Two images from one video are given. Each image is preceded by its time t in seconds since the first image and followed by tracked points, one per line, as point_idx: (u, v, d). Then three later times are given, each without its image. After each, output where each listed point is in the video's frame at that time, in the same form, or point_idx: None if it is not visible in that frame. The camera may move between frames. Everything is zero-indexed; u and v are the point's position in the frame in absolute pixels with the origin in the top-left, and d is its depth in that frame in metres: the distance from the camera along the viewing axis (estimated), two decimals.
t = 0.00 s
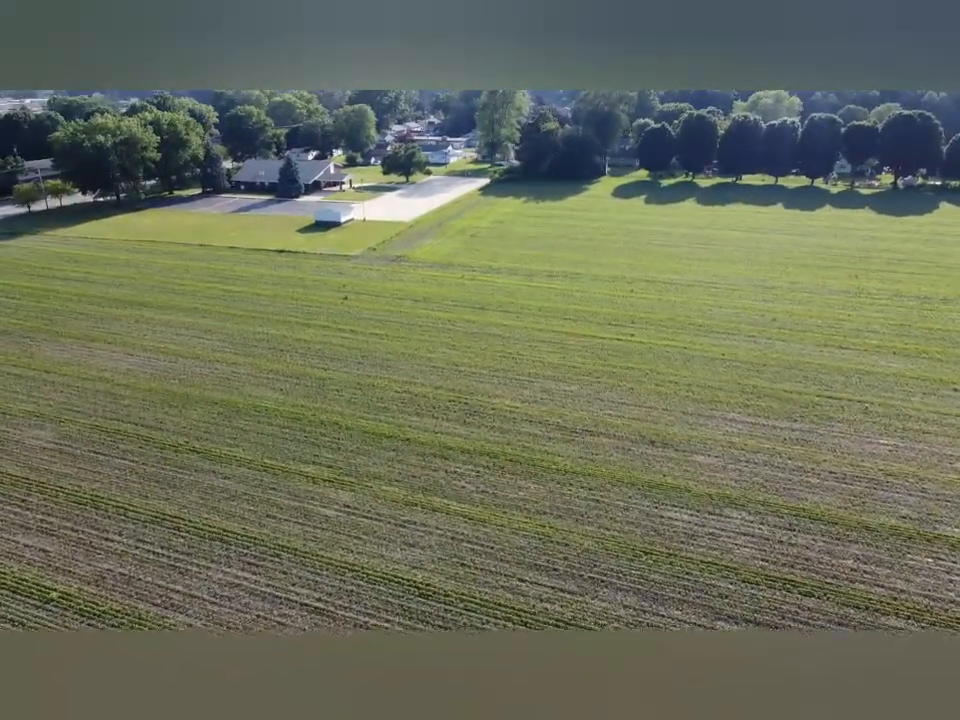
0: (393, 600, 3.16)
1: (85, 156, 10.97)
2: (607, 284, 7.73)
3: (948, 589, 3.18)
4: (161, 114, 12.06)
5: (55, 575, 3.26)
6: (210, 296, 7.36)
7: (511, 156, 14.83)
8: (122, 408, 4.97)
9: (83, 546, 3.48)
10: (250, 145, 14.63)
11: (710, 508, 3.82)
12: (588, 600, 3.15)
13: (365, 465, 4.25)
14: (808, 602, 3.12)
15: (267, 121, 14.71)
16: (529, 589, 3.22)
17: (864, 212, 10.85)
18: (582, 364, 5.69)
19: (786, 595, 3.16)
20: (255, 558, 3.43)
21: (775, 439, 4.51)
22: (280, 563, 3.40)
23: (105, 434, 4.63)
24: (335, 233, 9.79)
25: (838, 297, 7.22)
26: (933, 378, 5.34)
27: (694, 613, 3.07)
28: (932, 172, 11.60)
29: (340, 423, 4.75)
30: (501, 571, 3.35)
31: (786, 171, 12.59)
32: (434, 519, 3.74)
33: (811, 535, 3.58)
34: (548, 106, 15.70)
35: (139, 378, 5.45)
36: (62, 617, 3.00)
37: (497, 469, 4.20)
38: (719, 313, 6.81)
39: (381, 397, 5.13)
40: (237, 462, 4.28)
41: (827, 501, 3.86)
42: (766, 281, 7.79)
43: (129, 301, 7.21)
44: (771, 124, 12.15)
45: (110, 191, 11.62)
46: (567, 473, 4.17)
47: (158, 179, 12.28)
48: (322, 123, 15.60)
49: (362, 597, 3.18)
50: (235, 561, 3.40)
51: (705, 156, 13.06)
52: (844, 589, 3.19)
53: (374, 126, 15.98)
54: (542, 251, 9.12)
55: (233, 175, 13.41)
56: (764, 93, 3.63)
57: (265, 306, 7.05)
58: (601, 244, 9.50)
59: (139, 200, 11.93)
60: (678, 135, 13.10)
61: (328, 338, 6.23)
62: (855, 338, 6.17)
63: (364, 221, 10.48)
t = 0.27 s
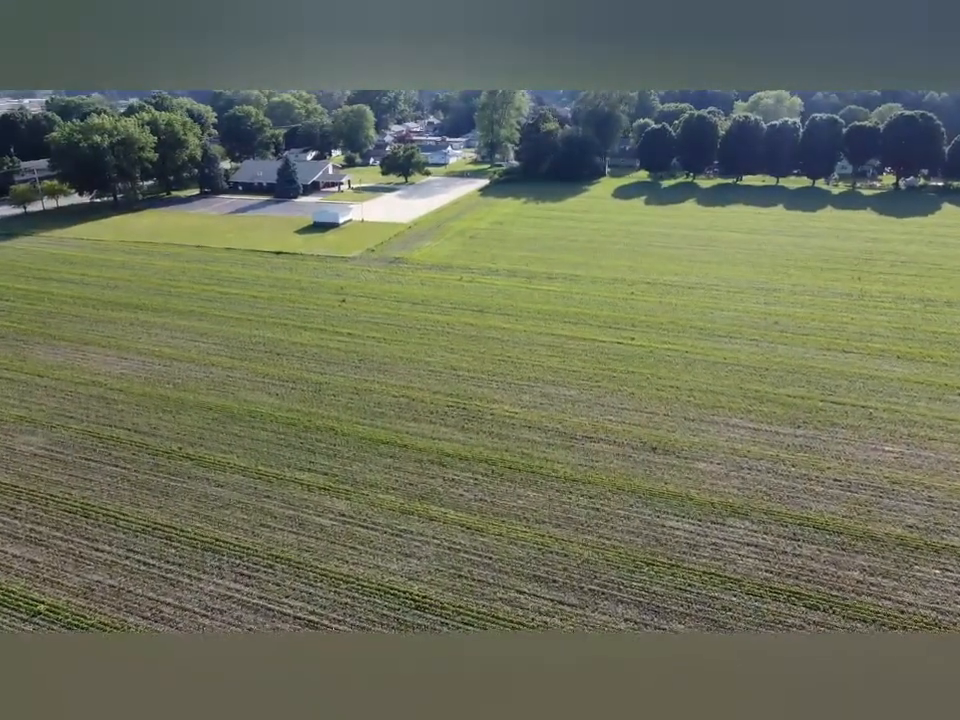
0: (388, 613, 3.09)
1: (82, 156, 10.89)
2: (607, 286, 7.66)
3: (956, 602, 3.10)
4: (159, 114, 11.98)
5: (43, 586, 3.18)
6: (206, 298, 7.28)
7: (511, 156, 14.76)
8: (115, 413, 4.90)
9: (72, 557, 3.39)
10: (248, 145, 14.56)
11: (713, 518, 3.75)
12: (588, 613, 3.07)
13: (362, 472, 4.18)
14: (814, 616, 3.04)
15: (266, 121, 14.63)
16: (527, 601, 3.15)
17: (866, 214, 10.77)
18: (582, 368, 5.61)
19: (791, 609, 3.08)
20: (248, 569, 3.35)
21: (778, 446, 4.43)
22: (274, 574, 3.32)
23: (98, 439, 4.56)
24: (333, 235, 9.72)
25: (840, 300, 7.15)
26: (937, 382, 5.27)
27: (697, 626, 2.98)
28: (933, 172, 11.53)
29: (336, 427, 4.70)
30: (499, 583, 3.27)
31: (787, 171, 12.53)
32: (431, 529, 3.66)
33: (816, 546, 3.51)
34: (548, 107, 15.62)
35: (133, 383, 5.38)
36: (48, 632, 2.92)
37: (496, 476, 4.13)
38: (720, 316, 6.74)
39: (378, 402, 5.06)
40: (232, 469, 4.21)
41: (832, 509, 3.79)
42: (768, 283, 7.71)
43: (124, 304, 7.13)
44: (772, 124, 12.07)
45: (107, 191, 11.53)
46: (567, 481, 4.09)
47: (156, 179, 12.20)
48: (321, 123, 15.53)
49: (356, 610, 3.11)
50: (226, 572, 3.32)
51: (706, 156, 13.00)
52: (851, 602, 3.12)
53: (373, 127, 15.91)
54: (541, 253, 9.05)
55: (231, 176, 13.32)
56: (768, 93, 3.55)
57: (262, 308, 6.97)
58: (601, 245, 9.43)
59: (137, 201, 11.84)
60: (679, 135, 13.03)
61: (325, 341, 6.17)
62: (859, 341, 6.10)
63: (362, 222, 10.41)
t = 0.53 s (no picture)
0: (384, 625, 3.03)
1: (78, 156, 10.80)
2: (608, 289, 7.58)
3: None
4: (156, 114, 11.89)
5: (32, 598, 3.12)
6: (203, 300, 7.20)
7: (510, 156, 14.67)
8: (108, 418, 4.83)
9: (61, 568, 3.32)
10: (246, 145, 14.48)
11: (717, 527, 3.67)
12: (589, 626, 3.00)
13: (358, 479, 4.10)
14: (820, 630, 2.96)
15: (264, 121, 14.55)
16: (526, 614, 3.07)
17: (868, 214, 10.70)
18: (582, 372, 5.54)
19: (797, 623, 3.00)
20: (241, 579, 3.28)
21: (782, 453, 4.35)
22: (267, 585, 3.25)
23: (90, 444, 4.49)
24: (332, 236, 9.64)
25: (844, 302, 7.07)
26: (942, 387, 5.19)
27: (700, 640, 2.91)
28: (935, 173, 11.46)
29: (332, 432, 4.63)
30: (498, 594, 3.20)
31: (788, 172, 12.45)
32: (428, 538, 3.58)
33: (821, 556, 3.43)
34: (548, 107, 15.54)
35: (127, 387, 5.30)
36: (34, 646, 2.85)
37: (494, 484, 4.05)
38: (722, 319, 6.67)
39: (376, 407, 4.98)
40: (226, 477, 4.14)
41: (837, 519, 3.71)
42: (770, 285, 7.64)
43: (119, 306, 7.05)
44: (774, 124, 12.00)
45: (104, 192, 11.47)
46: (567, 489, 4.02)
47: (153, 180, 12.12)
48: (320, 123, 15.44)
49: (351, 622, 3.03)
50: (219, 583, 3.24)
51: (707, 157, 12.92)
52: (858, 616, 3.04)
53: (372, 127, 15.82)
54: (541, 254, 8.97)
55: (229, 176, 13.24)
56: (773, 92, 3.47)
57: (259, 311, 6.89)
58: (602, 247, 9.36)
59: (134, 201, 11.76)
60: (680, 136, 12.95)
61: (322, 344, 6.09)
62: (862, 344, 6.02)
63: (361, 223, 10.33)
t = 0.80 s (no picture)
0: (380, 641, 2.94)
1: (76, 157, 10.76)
2: (609, 291, 7.51)
3: None
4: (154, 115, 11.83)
5: (17, 613, 3.03)
6: (200, 302, 7.15)
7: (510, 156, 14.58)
8: (101, 424, 4.75)
9: (50, 579, 3.25)
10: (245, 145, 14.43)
11: (720, 535, 3.60)
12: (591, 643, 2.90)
13: (355, 488, 4.02)
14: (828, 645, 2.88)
15: (263, 121, 14.49)
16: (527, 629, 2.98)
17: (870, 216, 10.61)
18: (583, 377, 5.46)
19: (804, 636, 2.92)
20: (235, 591, 3.20)
21: (786, 460, 4.28)
22: (261, 598, 3.17)
23: (83, 451, 4.41)
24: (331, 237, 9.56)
25: (847, 305, 6.99)
26: (949, 392, 5.11)
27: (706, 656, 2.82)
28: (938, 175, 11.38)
29: (330, 440, 4.55)
30: (497, 606, 3.12)
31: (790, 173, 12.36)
32: (427, 548, 3.51)
33: (828, 568, 3.35)
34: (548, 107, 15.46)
35: (121, 391, 5.23)
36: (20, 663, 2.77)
37: (494, 493, 3.97)
38: (724, 322, 6.60)
39: (374, 413, 4.90)
40: (221, 485, 4.06)
41: (843, 529, 3.63)
42: (772, 288, 7.57)
43: (115, 308, 6.99)
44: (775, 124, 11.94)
45: (101, 193, 11.40)
46: (569, 498, 3.94)
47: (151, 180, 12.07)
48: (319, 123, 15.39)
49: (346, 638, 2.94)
50: (212, 595, 3.17)
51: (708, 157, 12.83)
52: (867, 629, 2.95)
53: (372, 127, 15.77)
54: (541, 256, 8.90)
55: (227, 177, 13.17)
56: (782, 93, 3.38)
57: (256, 313, 6.83)
58: (602, 249, 9.28)
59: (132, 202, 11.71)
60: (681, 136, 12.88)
61: (320, 349, 6.01)
62: (867, 348, 5.94)
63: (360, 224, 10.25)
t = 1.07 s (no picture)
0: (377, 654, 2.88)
1: (73, 157, 10.68)
2: (610, 293, 7.44)
3: None
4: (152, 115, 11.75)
5: (6, 625, 2.96)
6: (197, 304, 7.07)
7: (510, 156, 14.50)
8: (96, 429, 4.69)
9: (40, 589, 3.18)
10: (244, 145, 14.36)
11: (724, 544, 3.53)
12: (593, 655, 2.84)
13: (353, 495, 3.96)
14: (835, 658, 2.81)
15: (262, 121, 14.42)
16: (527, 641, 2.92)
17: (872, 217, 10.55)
18: (584, 380, 5.39)
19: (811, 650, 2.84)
20: (229, 600, 3.14)
21: (791, 466, 4.21)
22: (256, 608, 3.10)
23: (76, 456, 4.35)
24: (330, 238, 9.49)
25: (851, 308, 6.93)
26: (954, 397, 5.05)
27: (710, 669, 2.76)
28: (940, 175, 11.32)
29: (327, 444, 4.49)
30: (497, 616, 3.06)
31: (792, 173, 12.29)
32: (425, 555, 3.46)
33: (834, 578, 3.28)
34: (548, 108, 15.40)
35: (116, 395, 5.17)
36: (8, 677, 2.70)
37: (493, 499, 3.91)
38: (726, 324, 6.54)
39: (371, 418, 4.84)
40: (216, 491, 4.00)
41: (849, 538, 3.56)
42: (774, 289, 7.51)
43: (111, 310, 6.92)
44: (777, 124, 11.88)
45: (99, 194, 11.32)
46: (569, 505, 3.87)
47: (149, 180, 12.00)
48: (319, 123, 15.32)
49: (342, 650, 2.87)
50: (205, 604, 3.10)
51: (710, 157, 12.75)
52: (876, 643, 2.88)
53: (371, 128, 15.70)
54: (541, 257, 8.83)
55: (226, 178, 13.10)
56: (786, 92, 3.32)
57: (254, 316, 6.76)
58: (603, 250, 9.23)
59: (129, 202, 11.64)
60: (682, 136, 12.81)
61: (318, 351, 5.95)
62: (871, 352, 5.88)
63: (359, 225, 10.19)
